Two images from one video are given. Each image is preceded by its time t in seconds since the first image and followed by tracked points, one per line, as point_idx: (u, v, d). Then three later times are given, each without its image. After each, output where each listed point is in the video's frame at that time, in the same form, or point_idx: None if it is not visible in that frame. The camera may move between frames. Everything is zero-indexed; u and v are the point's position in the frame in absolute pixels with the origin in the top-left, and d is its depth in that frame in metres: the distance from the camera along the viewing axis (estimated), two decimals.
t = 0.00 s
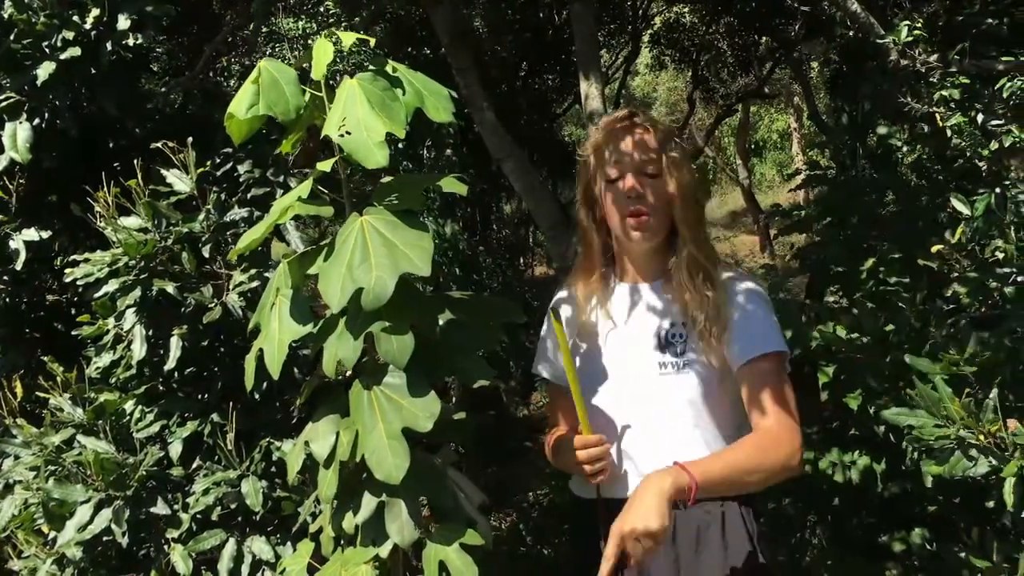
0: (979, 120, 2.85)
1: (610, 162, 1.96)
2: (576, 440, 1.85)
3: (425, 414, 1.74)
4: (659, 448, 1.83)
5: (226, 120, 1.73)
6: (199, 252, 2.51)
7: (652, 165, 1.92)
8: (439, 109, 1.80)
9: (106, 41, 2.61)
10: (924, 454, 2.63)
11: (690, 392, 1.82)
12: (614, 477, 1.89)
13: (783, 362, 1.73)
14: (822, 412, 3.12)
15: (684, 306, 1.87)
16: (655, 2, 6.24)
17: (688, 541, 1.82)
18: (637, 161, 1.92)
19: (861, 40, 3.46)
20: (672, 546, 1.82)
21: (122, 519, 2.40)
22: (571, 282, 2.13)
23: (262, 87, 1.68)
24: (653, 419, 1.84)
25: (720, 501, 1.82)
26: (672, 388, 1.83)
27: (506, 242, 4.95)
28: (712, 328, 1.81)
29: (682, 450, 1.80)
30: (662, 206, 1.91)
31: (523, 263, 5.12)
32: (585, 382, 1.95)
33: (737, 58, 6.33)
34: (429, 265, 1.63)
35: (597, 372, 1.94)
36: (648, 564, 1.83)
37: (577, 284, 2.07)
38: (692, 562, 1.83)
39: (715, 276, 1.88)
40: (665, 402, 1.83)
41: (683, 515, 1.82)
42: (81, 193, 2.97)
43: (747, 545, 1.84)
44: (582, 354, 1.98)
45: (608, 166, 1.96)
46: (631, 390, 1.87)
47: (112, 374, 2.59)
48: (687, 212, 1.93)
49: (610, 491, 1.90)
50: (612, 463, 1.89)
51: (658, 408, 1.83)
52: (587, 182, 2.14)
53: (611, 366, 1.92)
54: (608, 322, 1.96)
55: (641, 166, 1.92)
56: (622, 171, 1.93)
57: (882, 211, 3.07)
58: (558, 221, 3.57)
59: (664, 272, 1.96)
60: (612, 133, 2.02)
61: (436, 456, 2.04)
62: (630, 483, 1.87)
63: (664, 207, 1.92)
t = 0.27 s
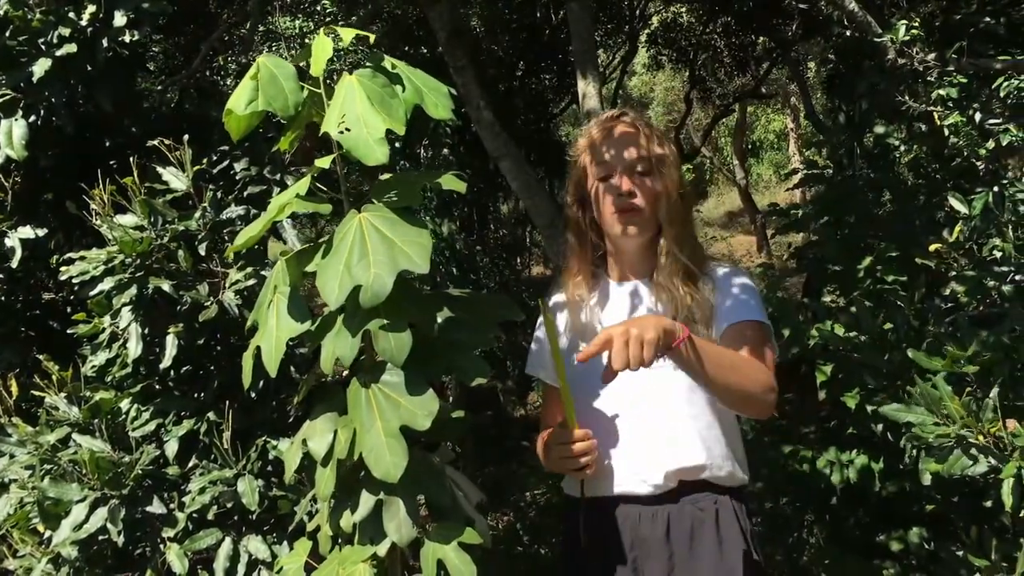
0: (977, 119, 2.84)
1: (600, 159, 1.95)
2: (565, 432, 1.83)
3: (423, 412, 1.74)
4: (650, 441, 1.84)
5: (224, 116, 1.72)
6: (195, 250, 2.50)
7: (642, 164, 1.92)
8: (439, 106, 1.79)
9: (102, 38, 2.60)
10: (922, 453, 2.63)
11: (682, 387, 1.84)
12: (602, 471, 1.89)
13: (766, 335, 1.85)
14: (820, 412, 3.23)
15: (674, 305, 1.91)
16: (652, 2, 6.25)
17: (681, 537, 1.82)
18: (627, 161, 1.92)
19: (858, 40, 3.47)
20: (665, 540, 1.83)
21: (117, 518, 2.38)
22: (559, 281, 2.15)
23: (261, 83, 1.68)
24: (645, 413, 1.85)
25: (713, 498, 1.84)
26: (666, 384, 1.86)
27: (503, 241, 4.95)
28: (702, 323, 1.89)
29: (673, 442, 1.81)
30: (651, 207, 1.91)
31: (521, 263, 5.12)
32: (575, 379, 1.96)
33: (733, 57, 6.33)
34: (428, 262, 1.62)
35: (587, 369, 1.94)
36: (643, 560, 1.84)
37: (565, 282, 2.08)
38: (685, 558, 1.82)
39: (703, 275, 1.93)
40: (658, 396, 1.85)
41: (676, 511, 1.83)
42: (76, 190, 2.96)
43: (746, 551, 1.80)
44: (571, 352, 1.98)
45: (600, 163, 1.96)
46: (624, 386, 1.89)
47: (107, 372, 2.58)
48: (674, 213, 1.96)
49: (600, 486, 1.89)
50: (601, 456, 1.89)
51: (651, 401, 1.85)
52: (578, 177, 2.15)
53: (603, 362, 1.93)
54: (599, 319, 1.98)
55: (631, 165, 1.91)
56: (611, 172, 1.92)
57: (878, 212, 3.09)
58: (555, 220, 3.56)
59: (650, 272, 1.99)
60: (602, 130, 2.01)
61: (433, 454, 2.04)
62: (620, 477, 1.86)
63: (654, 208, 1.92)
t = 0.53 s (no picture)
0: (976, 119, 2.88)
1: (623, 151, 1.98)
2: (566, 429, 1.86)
3: (422, 412, 1.73)
4: (651, 439, 1.83)
5: (222, 114, 1.72)
6: (193, 250, 2.50)
7: (663, 161, 1.98)
8: (438, 106, 1.79)
9: (100, 37, 2.59)
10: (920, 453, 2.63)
11: (683, 389, 1.85)
12: (602, 469, 1.89)
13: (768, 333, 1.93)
14: (816, 413, 3.21)
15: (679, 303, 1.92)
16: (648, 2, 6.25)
17: (680, 538, 1.82)
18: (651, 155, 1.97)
19: (855, 40, 3.48)
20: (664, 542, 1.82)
21: (115, 518, 2.38)
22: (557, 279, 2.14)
23: (260, 82, 1.67)
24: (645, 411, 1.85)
25: (712, 499, 1.84)
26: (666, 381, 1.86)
27: (500, 242, 4.95)
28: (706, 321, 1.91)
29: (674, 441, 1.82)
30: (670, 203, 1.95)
31: (518, 263, 5.12)
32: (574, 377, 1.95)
33: (730, 58, 6.34)
34: (428, 262, 1.62)
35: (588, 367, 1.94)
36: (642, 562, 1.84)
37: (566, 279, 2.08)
38: (684, 559, 1.82)
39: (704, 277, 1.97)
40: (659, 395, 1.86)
41: (675, 512, 1.83)
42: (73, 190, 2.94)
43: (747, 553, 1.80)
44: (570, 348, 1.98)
45: (619, 156, 1.98)
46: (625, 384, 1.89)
47: (105, 372, 2.58)
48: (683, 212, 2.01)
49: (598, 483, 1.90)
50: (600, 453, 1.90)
51: (651, 400, 1.85)
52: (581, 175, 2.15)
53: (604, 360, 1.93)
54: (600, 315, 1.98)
55: (655, 159, 1.97)
56: (634, 162, 1.96)
57: (875, 212, 3.12)
58: (552, 220, 3.57)
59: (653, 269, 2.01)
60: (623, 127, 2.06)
61: (431, 454, 2.04)
62: (621, 477, 1.87)
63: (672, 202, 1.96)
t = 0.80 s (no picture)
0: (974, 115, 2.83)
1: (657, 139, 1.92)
2: (583, 431, 1.81)
3: (417, 411, 1.73)
4: (665, 442, 1.81)
5: (215, 114, 1.71)
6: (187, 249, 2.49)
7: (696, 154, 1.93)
8: (432, 103, 1.78)
9: (93, 35, 2.58)
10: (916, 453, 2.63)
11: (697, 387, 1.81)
12: (618, 472, 1.86)
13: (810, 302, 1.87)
14: (811, 413, 3.24)
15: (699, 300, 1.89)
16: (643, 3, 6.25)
17: (693, 548, 1.81)
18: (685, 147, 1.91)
19: (851, 40, 3.48)
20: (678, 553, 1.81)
21: (108, 519, 2.37)
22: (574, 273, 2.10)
23: (253, 80, 1.66)
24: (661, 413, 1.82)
25: (724, 508, 1.83)
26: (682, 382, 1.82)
27: (495, 242, 4.94)
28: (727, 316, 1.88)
29: (689, 444, 1.79)
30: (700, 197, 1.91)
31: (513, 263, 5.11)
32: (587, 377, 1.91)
33: (725, 58, 6.34)
34: (422, 260, 1.61)
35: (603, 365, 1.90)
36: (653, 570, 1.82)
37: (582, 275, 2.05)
38: (694, 567, 1.82)
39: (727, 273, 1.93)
40: (676, 395, 1.81)
41: (687, 522, 1.81)
42: (66, 189, 2.93)
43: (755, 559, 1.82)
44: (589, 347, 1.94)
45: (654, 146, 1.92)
46: (640, 384, 1.85)
47: (98, 372, 2.56)
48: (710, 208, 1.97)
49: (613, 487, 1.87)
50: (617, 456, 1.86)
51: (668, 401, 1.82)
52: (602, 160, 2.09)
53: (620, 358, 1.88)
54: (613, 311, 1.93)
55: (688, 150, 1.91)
56: (670, 153, 1.90)
57: (869, 212, 3.14)
58: (548, 219, 3.61)
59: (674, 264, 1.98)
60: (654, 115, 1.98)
61: (427, 454, 2.03)
62: (635, 481, 1.84)
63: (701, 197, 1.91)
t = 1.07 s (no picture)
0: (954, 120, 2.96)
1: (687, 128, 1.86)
2: (620, 437, 1.71)
3: (402, 412, 1.73)
4: (696, 444, 1.71)
5: (201, 113, 1.71)
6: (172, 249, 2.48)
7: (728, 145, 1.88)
8: (418, 104, 1.79)
9: (78, 34, 2.56)
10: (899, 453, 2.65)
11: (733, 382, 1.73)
12: (646, 476, 1.75)
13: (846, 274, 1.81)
14: (795, 413, 3.19)
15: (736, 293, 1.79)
16: (631, 4, 6.28)
17: (716, 558, 1.71)
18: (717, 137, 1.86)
19: (837, 43, 3.50)
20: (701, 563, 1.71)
21: (93, 520, 2.37)
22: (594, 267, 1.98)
23: (239, 79, 1.66)
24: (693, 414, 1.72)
25: (749, 516, 1.72)
26: (715, 381, 1.73)
27: (483, 242, 4.95)
28: (767, 308, 1.78)
29: (721, 448, 1.71)
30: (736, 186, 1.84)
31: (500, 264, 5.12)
32: (616, 375, 1.80)
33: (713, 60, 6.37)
34: (408, 261, 1.62)
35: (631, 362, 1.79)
36: None
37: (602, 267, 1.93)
38: None
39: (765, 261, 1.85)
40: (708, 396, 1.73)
41: (710, 530, 1.71)
42: (50, 189, 2.92)
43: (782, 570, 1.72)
44: (616, 345, 1.82)
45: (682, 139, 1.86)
46: (673, 383, 1.75)
47: (83, 372, 2.56)
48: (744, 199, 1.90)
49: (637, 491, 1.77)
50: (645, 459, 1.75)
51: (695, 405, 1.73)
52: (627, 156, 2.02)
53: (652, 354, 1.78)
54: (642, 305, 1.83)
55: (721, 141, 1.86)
56: (701, 143, 1.84)
57: (856, 214, 3.11)
58: (535, 221, 3.59)
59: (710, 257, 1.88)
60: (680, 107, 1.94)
61: (412, 455, 2.03)
62: (665, 484, 1.74)
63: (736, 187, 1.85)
